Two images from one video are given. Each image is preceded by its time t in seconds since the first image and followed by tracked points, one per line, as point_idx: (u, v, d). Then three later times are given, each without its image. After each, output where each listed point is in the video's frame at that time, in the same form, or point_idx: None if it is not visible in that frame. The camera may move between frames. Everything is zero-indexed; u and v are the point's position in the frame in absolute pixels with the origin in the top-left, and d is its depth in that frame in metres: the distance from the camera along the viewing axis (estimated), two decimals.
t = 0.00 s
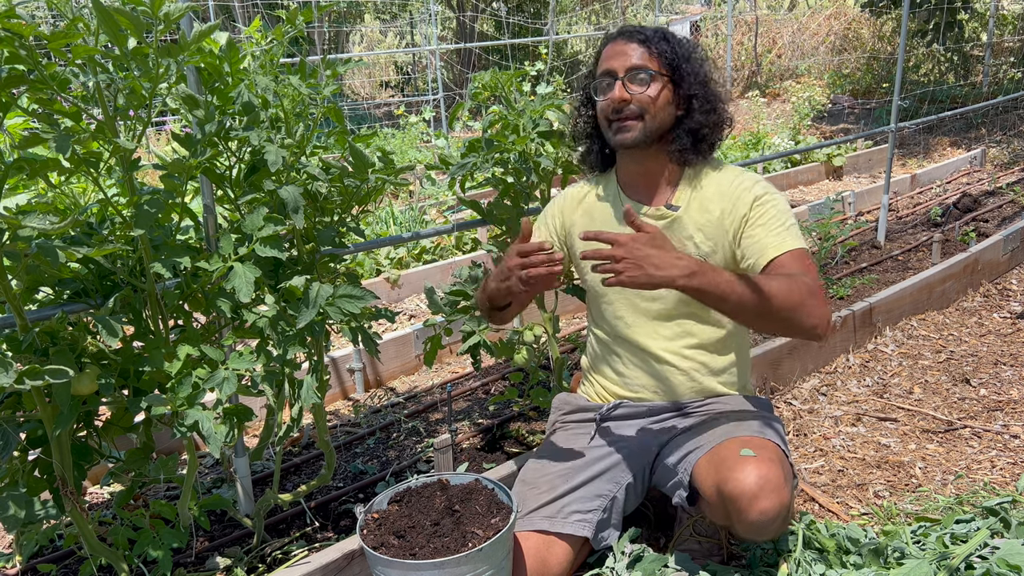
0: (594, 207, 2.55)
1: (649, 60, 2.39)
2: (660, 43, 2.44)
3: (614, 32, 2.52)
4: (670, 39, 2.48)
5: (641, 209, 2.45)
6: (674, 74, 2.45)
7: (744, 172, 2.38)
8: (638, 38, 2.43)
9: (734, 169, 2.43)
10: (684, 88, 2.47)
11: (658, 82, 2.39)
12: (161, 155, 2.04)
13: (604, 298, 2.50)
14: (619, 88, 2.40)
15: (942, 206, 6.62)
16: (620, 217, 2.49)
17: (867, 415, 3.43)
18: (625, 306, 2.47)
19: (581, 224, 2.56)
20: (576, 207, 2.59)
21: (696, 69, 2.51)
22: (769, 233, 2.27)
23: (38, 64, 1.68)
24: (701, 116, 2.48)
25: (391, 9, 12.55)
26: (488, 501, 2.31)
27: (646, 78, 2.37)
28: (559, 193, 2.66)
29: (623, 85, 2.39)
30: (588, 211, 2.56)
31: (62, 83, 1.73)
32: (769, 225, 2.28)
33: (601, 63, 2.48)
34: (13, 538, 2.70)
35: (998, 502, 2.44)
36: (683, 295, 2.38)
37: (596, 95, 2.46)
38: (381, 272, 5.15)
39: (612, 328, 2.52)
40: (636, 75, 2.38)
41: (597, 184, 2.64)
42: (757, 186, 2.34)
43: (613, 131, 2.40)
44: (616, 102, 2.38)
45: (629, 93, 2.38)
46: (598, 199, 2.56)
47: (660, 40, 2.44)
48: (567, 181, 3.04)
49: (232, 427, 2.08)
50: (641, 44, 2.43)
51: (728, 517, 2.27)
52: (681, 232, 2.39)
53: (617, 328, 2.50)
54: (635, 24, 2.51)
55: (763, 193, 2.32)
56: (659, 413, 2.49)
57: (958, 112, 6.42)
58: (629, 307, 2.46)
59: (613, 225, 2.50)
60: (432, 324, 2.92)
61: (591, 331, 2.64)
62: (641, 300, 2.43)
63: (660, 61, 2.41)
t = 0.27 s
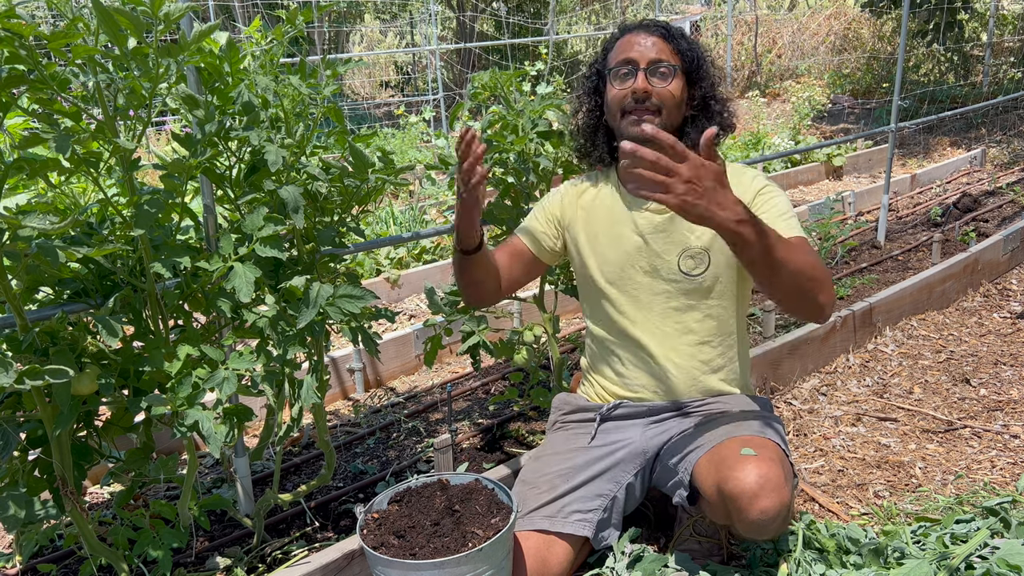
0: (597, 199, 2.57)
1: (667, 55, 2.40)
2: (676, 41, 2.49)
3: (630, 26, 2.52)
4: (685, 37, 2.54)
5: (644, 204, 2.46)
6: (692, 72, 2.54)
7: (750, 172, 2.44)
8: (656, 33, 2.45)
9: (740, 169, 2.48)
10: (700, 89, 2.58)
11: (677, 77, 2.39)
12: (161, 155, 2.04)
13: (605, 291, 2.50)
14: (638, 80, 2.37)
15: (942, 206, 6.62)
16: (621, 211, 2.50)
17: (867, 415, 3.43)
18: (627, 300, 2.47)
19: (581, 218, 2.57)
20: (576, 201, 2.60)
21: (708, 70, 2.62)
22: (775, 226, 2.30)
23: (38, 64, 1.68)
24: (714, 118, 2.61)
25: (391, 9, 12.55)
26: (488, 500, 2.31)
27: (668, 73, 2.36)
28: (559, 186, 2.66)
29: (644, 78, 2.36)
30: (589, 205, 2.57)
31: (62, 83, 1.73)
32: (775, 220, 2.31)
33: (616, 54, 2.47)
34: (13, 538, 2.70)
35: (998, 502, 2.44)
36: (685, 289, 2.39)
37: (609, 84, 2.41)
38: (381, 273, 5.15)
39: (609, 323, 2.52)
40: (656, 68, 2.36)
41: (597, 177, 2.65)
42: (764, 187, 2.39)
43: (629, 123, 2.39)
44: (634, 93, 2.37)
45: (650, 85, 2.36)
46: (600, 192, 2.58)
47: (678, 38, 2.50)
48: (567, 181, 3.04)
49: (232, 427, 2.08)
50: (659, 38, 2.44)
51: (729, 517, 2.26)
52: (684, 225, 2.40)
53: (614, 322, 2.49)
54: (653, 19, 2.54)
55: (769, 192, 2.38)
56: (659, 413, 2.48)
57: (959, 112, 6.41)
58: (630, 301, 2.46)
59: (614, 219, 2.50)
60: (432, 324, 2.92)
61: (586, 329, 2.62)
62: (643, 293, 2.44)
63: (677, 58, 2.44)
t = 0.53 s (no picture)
0: (592, 204, 2.52)
1: (662, 53, 2.42)
2: (671, 40, 2.50)
3: (623, 25, 2.54)
4: (679, 38, 2.55)
5: (639, 207, 2.42)
6: (686, 72, 2.54)
7: (743, 174, 2.41)
8: (650, 32, 2.47)
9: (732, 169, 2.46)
10: (694, 88, 2.56)
11: (672, 76, 2.41)
12: (161, 155, 2.04)
13: (603, 298, 2.49)
14: (634, 77, 2.40)
15: (942, 206, 6.62)
16: (617, 215, 2.45)
17: (867, 415, 3.43)
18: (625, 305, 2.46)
19: (577, 225, 2.53)
20: (572, 206, 2.56)
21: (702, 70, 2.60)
22: (777, 239, 2.31)
23: (38, 64, 1.68)
24: (708, 118, 2.58)
25: (391, 9, 12.55)
26: (488, 501, 2.31)
27: (663, 69, 2.39)
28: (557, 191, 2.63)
29: (639, 75, 2.39)
30: (584, 210, 2.53)
31: (62, 83, 1.73)
32: (776, 232, 2.32)
33: (608, 53, 2.48)
34: (13, 538, 2.70)
35: (998, 502, 2.44)
36: (684, 294, 2.38)
37: (604, 82, 2.43)
38: (381, 272, 5.15)
39: (609, 327, 2.52)
40: (651, 66, 2.39)
41: (591, 181, 2.60)
42: (759, 190, 2.38)
43: (624, 120, 2.38)
44: (630, 91, 2.38)
45: (646, 83, 2.38)
46: (596, 195, 2.54)
47: (672, 38, 2.50)
48: (567, 182, 3.04)
49: (232, 427, 2.08)
50: (652, 37, 2.46)
51: (728, 517, 2.26)
52: (682, 230, 2.37)
53: (614, 325, 2.50)
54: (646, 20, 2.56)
55: (765, 197, 2.36)
56: (659, 413, 2.49)
57: (959, 111, 6.41)
58: (629, 307, 2.45)
59: (609, 224, 2.46)
60: (432, 324, 2.91)
61: (586, 331, 2.63)
62: (641, 299, 2.43)
63: (671, 57, 2.46)
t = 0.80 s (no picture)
0: (592, 209, 2.52)
1: (649, 62, 2.40)
2: (658, 45, 2.46)
3: (609, 32, 2.51)
4: (667, 41, 2.50)
5: (637, 215, 2.41)
6: (675, 76, 2.49)
7: (740, 178, 2.40)
8: (635, 39, 2.44)
9: (728, 173, 2.44)
10: (683, 91, 2.52)
11: (660, 85, 2.40)
12: (161, 155, 2.04)
13: (603, 304, 2.50)
14: (622, 90, 2.39)
15: (942, 206, 6.62)
16: (615, 222, 2.44)
17: (867, 415, 3.43)
18: (625, 311, 2.46)
19: (576, 231, 2.52)
20: (570, 212, 2.55)
21: (691, 70, 2.56)
22: (775, 250, 2.33)
23: (38, 64, 1.68)
24: (699, 119, 2.55)
25: (391, 9, 12.56)
26: (488, 501, 2.31)
27: (650, 79, 2.38)
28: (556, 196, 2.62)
29: (627, 88, 2.38)
30: (583, 216, 2.52)
31: (62, 83, 1.73)
32: (775, 242, 2.34)
33: (596, 63, 2.46)
34: (13, 538, 2.71)
35: (998, 502, 2.43)
36: (683, 300, 2.39)
37: (592, 96, 2.42)
38: (381, 272, 5.15)
39: (608, 331, 2.53)
40: (638, 78, 2.38)
41: (587, 187, 2.61)
42: (757, 196, 2.37)
43: (614, 134, 2.38)
44: (618, 104, 2.38)
45: (634, 95, 2.37)
46: (594, 201, 2.53)
47: (659, 43, 2.46)
48: (567, 182, 3.04)
49: (232, 427, 2.08)
50: (638, 45, 2.43)
51: (728, 515, 2.26)
52: (681, 236, 2.37)
53: (614, 330, 2.51)
54: (631, 24, 2.51)
55: (763, 204, 2.36)
56: (660, 413, 2.49)
57: (959, 111, 6.41)
58: (629, 313, 2.46)
59: (608, 231, 2.45)
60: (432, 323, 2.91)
61: (585, 333, 2.64)
62: (641, 305, 2.43)
63: (658, 63, 2.43)
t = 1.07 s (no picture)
0: (590, 210, 2.52)
1: (644, 61, 2.40)
2: (653, 44, 2.46)
3: (604, 31, 2.50)
4: (662, 39, 2.50)
5: (635, 216, 2.41)
6: (670, 75, 2.50)
7: (737, 177, 2.40)
8: (630, 39, 2.43)
9: (725, 172, 2.45)
10: (679, 89, 2.52)
11: (655, 85, 2.40)
12: (161, 155, 2.04)
13: (601, 305, 2.50)
14: (618, 90, 2.39)
15: (942, 206, 6.62)
16: (614, 223, 2.45)
17: (867, 415, 3.43)
18: (623, 311, 2.47)
19: (574, 231, 2.52)
20: (568, 214, 2.56)
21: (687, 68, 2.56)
22: (773, 248, 2.32)
23: (38, 64, 1.68)
24: (696, 118, 2.55)
25: (391, 9, 12.56)
26: (488, 501, 2.31)
27: (646, 79, 2.38)
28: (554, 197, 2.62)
29: (623, 88, 2.38)
30: (581, 217, 2.53)
31: (62, 83, 1.73)
32: (773, 240, 2.33)
33: (591, 63, 2.46)
34: (13, 538, 2.71)
35: (998, 502, 2.43)
36: (682, 300, 2.39)
37: (589, 97, 2.43)
38: (381, 272, 5.15)
39: (607, 331, 2.53)
40: (633, 77, 2.38)
41: (585, 187, 2.61)
42: (755, 195, 2.37)
43: (611, 135, 2.39)
44: (614, 104, 2.38)
45: (630, 95, 2.38)
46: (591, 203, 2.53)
47: (653, 41, 2.46)
48: (566, 182, 3.04)
49: (232, 427, 2.08)
50: (633, 44, 2.43)
51: (727, 517, 2.26)
52: (678, 237, 2.37)
53: (613, 330, 2.51)
54: (625, 23, 2.51)
55: (761, 202, 2.36)
56: (660, 414, 2.49)
57: (959, 111, 6.40)
58: (627, 313, 2.46)
59: (606, 232, 2.46)
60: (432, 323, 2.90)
61: (584, 334, 2.64)
62: (641, 305, 2.43)
63: (653, 63, 2.43)
